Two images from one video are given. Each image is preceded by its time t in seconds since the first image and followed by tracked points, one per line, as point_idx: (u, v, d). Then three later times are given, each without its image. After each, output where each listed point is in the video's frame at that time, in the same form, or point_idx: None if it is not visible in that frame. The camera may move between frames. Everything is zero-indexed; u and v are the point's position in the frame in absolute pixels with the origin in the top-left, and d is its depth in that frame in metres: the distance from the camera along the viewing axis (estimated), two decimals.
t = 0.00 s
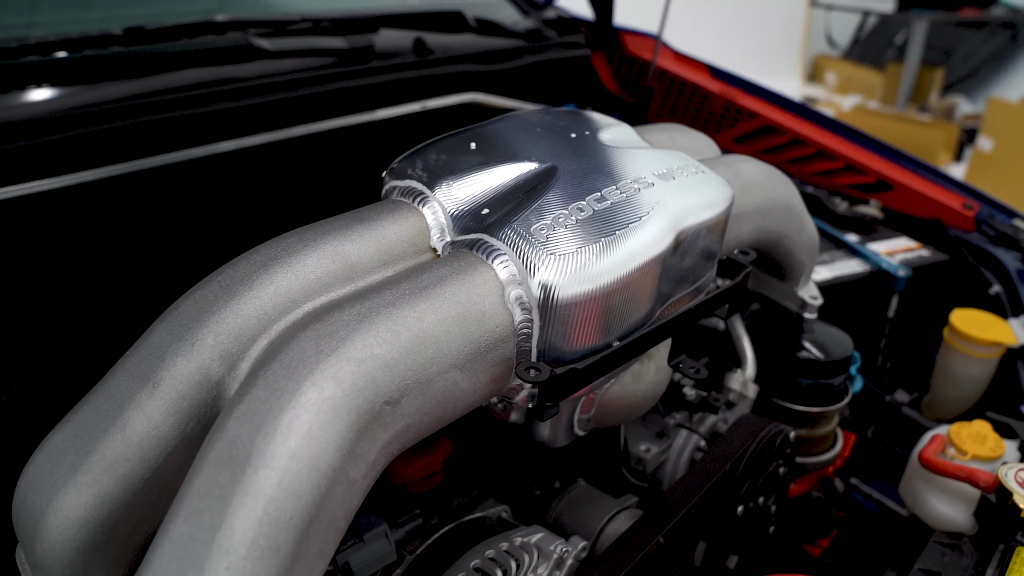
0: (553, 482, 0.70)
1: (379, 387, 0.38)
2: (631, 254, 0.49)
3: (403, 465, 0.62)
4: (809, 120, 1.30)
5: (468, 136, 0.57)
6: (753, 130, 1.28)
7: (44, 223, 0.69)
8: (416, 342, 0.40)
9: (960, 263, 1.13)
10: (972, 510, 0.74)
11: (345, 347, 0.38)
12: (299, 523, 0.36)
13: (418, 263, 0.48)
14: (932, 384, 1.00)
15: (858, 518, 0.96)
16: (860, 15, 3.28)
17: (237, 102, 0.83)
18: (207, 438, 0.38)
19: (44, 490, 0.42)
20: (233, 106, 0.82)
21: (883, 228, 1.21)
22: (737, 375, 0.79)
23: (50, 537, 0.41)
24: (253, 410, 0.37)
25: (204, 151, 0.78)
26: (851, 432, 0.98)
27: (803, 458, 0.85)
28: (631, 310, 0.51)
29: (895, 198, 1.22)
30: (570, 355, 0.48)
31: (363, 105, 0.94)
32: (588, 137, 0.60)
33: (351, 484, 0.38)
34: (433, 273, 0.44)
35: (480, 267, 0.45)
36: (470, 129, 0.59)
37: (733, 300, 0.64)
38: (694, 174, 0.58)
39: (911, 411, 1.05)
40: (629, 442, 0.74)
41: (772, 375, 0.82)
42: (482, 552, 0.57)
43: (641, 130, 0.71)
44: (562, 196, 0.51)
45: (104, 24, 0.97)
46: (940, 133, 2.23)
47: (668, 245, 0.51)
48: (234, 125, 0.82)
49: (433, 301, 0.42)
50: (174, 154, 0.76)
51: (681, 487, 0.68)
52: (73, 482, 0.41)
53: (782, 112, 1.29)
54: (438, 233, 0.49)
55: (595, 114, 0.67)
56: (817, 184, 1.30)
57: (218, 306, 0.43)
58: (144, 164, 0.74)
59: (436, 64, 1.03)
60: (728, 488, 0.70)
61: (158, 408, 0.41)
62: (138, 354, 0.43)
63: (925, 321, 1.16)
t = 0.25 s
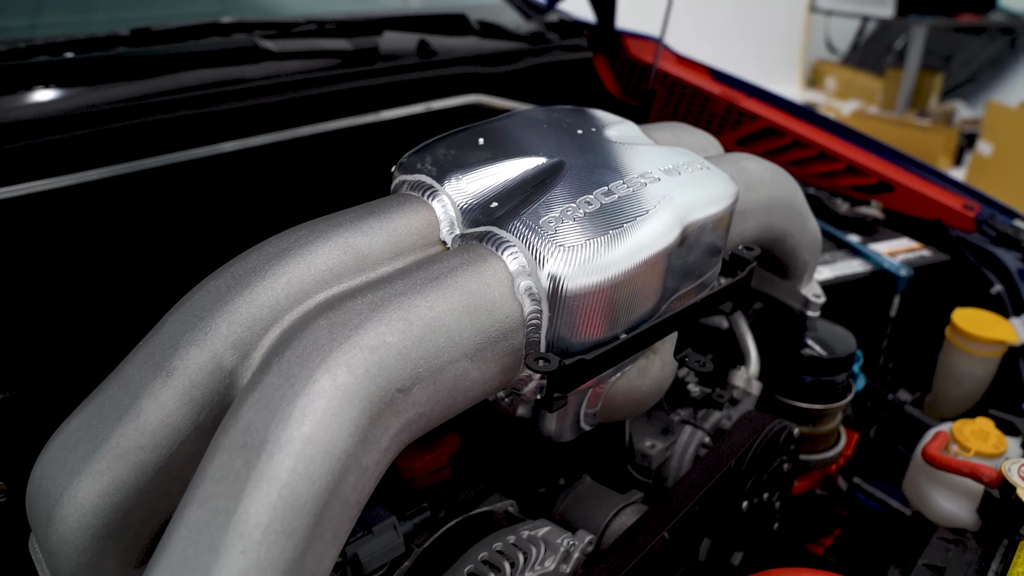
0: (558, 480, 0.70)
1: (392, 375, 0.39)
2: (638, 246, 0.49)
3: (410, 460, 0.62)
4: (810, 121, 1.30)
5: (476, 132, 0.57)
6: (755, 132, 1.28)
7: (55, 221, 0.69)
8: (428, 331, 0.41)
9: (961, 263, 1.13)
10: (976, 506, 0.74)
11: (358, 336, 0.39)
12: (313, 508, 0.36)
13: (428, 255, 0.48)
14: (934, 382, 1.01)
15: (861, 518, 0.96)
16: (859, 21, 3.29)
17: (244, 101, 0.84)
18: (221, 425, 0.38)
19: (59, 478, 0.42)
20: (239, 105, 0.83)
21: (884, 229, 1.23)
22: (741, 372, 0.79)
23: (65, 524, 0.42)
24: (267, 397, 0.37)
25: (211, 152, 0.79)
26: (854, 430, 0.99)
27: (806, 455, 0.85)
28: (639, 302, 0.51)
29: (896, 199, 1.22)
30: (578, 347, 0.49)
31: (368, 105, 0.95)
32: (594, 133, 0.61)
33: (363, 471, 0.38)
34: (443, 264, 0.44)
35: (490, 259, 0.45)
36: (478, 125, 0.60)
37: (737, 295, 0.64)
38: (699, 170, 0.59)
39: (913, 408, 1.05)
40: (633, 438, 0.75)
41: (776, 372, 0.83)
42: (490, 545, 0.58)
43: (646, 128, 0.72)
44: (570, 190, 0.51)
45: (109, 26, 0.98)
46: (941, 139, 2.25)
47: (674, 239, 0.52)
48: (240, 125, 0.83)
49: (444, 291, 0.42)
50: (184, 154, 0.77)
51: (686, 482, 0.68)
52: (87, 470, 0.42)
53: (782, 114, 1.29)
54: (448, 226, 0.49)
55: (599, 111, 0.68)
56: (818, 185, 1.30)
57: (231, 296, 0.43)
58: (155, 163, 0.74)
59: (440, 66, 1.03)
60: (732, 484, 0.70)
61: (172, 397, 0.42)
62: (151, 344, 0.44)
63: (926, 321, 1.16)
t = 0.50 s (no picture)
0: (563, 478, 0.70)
1: (403, 362, 0.39)
2: (645, 239, 0.50)
3: (416, 455, 0.62)
4: (811, 124, 1.29)
5: (483, 128, 0.58)
6: (756, 134, 1.26)
7: (64, 218, 0.70)
8: (439, 320, 0.41)
9: (963, 263, 1.14)
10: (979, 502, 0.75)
11: (371, 323, 0.39)
12: (326, 493, 0.36)
13: (437, 248, 0.49)
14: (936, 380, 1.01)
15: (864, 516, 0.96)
16: (859, 26, 3.31)
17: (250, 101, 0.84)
18: (235, 412, 0.39)
19: (72, 466, 0.43)
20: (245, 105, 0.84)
21: (885, 230, 1.22)
22: (745, 369, 0.80)
23: (78, 512, 0.42)
24: (281, 384, 0.38)
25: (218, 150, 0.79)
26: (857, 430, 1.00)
27: (810, 453, 0.86)
28: (647, 294, 0.52)
29: (898, 199, 1.22)
30: (586, 339, 0.49)
31: (372, 106, 0.95)
32: (600, 130, 0.61)
33: (375, 457, 0.39)
34: (454, 255, 0.45)
35: (499, 251, 0.46)
36: (484, 121, 0.60)
37: (741, 290, 0.64)
38: (704, 166, 0.60)
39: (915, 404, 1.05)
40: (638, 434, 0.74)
41: (779, 370, 0.84)
42: (497, 538, 0.58)
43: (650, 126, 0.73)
44: (577, 184, 0.52)
45: (115, 27, 0.99)
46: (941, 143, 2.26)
47: (680, 233, 0.52)
48: (246, 124, 0.84)
49: (455, 282, 0.43)
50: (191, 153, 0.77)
51: (692, 476, 0.68)
52: (100, 458, 0.42)
53: (784, 116, 1.27)
54: (457, 219, 0.50)
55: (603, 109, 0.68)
56: (819, 187, 1.28)
57: (244, 286, 0.43)
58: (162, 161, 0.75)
59: (444, 67, 1.04)
60: (737, 479, 0.71)
61: (184, 386, 0.42)
62: (164, 333, 0.44)
63: (928, 321, 1.17)
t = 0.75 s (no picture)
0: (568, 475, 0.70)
1: (415, 351, 0.40)
2: (651, 233, 0.50)
3: (423, 448, 0.63)
4: (812, 125, 1.30)
5: (490, 124, 0.59)
6: (757, 136, 1.27)
7: (73, 215, 0.71)
8: (450, 309, 0.42)
9: (964, 263, 1.14)
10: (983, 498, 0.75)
11: (383, 312, 0.40)
12: (339, 478, 0.37)
13: (446, 241, 0.50)
14: (938, 380, 1.02)
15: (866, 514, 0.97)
16: (858, 32, 3.32)
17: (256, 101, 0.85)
18: (248, 400, 0.39)
19: (86, 455, 0.43)
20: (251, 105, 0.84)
21: (885, 231, 1.21)
22: (748, 367, 0.80)
23: (92, 499, 0.42)
24: (294, 371, 0.38)
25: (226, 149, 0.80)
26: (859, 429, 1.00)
27: (813, 450, 0.86)
28: (653, 287, 0.52)
29: (899, 201, 1.23)
30: (592, 330, 0.50)
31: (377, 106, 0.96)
32: (606, 126, 0.62)
33: (387, 445, 0.39)
34: (463, 246, 0.45)
35: (508, 243, 0.46)
36: (491, 117, 0.61)
37: (745, 285, 0.65)
38: (709, 162, 0.60)
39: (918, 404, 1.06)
40: (643, 431, 0.75)
41: (782, 367, 0.84)
42: (504, 531, 0.58)
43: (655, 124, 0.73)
44: (584, 178, 0.52)
45: (120, 29, 0.99)
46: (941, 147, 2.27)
47: (686, 227, 0.53)
48: (251, 124, 0.85)
49: (465, 272, 0.43)
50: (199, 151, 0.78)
51: (696, 471, 0.69)
52: (113, 447, 0.42)
53: (786, 118, 1.28)
54: (466, 212, 0.51)
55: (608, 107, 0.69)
56: (820, 188, 1.28)
57: (256, 276, 0.44)
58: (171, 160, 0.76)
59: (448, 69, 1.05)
60: (741, 475, 0.71)
61: (197, 375, 0.43)
62: (177, 323, 0.45)
63: (930, 321, 1.17)
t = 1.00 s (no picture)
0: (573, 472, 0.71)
1: (427, 339, 0.40)
2: (658, 226, 0.51)
3: (429, 443, 0.63)
4: (813, 128, 1.30)
5: (497, 120, 0.59)
6: (759, 139, 1.27)
7: (81, 213, 0.71)
8: (460, 299, 0.42)
9: (965, 263, 1.15)
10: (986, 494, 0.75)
11: (394, 301, 0.40)
12: (351, 464, 0.37)
13: (455, 234, 0.50)
14: (940, 379, 1.02)
15: (870, 513, 0.97)
16: (858, 37, 3.33)
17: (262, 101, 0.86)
18: (261, 387, 0.39)
19: (98, 444, 0.44)
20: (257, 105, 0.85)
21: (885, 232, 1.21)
22: (752, 364, 0.81)
23: (104, 487, 0.43)
24: (307, 358, 0.39)
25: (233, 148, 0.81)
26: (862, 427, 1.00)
27: (816, 447, 0.87)
28: (660, 280, 0.53)
29: (900, 202, 1.24)
30: (599, 322, 0.50)
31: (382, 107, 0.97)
32: (611, 123, 0.63)
33: (398, 432, 0.40)
34: (473, 238, 0.46)
35: (516, 235, 0.47)
36: (498, 114, 0.61)
37: (750, 280, 0.65)
38: (713, 157, 0.61)
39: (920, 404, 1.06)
40: (648, 427, 0.76)
41: (785, 365, 0.84)
42: (512, 523, 0.58)
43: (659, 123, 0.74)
44: (590, 172, 0.53)
45: (125, 31, 1.00)
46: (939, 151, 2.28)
47: (691, 221, 0.54)
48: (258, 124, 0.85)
49: (475, 263, 0.44)
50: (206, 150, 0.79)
51: (701, 466, 0.69)
52: (126, 435, 0.43)
53: (787, 121, 1.28)
54: (474, 206, 0.51)
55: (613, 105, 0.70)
56: (821, 190, 1.29)
57: (268, 267, 0.45)
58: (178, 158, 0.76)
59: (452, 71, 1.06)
60: (746, 470, 0.71)
61: (210, 364, 0.43)
62: (190, 314, 0.45)
63: (931, 321, 1.18)
